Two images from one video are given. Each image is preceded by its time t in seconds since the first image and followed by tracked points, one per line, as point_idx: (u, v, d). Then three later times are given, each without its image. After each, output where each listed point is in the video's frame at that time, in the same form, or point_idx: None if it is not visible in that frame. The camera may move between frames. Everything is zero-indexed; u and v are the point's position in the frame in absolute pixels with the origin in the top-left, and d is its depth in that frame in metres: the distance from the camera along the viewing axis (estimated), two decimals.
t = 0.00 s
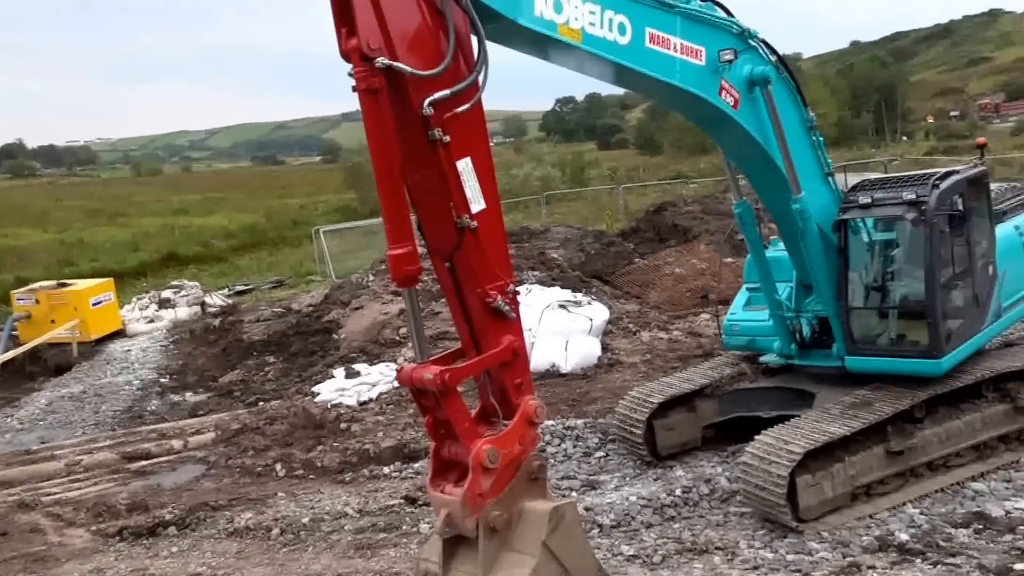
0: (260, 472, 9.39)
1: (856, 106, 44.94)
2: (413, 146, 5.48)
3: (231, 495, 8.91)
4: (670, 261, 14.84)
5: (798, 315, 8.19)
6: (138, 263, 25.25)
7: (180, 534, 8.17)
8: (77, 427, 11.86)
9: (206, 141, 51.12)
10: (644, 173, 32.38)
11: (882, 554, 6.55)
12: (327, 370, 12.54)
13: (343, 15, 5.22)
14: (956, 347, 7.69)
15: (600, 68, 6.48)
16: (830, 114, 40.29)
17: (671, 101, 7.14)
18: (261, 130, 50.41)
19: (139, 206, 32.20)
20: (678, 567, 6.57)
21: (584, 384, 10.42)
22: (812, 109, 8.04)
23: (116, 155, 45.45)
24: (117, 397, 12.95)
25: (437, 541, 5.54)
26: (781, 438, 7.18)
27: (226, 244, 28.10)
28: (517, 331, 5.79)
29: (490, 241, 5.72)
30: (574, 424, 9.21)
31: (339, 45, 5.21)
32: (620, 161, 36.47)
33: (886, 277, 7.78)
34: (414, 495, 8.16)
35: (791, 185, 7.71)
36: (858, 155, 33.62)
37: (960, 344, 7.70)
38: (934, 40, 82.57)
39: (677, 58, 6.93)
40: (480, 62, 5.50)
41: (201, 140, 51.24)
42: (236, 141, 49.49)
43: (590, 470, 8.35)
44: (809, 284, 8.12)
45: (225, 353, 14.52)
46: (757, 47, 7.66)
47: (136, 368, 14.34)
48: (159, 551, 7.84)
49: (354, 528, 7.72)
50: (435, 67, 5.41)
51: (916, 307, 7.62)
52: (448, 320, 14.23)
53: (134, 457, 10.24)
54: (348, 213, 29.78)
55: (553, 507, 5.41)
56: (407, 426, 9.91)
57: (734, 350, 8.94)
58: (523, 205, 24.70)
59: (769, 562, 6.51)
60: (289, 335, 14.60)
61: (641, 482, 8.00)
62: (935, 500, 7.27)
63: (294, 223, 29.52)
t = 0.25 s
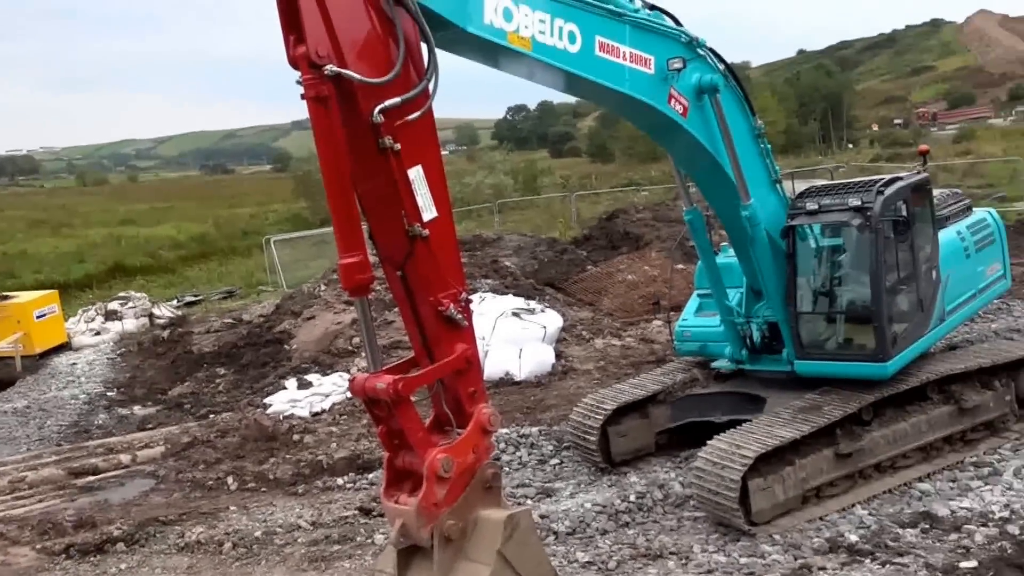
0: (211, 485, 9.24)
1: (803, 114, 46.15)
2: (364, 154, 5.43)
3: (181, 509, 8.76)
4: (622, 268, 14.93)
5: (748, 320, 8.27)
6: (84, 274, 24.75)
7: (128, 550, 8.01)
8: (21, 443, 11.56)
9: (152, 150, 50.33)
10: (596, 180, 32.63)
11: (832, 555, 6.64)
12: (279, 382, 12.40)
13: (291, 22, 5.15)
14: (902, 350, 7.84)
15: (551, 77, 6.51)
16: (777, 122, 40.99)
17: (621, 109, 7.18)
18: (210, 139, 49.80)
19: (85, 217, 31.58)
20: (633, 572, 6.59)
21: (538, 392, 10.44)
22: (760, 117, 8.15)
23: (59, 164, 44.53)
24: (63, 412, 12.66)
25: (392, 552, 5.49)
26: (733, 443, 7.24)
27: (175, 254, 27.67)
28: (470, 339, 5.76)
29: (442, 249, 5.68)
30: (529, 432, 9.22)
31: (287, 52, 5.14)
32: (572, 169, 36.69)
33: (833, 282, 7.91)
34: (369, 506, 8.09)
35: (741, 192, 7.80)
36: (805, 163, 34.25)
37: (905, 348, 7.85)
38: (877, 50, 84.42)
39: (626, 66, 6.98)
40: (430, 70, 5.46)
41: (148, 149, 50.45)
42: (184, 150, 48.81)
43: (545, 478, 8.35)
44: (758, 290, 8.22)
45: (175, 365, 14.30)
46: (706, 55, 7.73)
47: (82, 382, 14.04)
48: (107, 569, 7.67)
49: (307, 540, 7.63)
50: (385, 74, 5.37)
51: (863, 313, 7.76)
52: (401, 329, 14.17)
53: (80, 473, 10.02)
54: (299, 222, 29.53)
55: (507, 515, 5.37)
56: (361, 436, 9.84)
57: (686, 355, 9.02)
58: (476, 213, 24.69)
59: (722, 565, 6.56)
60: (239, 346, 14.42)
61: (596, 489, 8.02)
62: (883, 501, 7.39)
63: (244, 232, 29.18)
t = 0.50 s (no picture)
0: (162, 500, 9.10)
1: (753, 122, 47.02)
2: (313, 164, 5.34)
3: (131, 524, 8.61)
4: (576, 276, 15.00)
5: (700, 327, 8.36)
6: (30, 287, 24.27)
7: (77, 567, 7.84)
8: None
9: (99, 160, 49.52)
10: (550, 189, 32.79)
11: (784, 559, 6.70)
12: (231, 394, 12.26)
13: (238, 30, 5.05)
14: (850, 355, 7.95)
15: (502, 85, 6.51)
16: (729, 130, 41.52)
17: (573, 118, 7.21)
18: (159, 148, 49.14)
19: (31, 228, 30.97)
20: None
21: (493, 400, 10.46)
22: (710, 125, 8.23)
23: (3, 175, 43.59)
24: (8, 427, 12.39)
25: (346, 563, 5.42)
26: (685, 449, 7.29)
27: (123, 265, 27.24)
28: (423, 349, 5.70)
29: (394, 259, 5.61)
30: (483, 441, 9.23)
31: (235, 61, 5.04)
32: (526, 177, 36.82)
33: (783, 288, 8.00)
34: (323, 518, 8.01)
35: (691, 200, 7.88)
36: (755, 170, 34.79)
37: (854, 353, 7.96)
38: (825, 59, 85.95)
39: (577, 75, 7.01)
40: (380, 78, 5.39)
41: (95, 158, 49.62)
42: (132, 160, 48.09)
43: (500, 487, 8.35)
44: (710, 297, 8.30)
45: (124, 377, 14.07)
46: (655, 64, 7.78)
47: (29, 396, 13.75)
48: None
49: (260, 553, 7.53)
50: (335, 83, 5.29)
51: (812, 319, 7.87)
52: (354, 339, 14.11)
53: (26, 490, 9.81)
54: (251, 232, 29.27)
55: (462, 525, 5.33)
56: (314, 447, 9.77)
57: (639, 363, 9.09)
58: (428, 222, 24.52)
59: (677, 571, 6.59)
60: (191, 358, 14.23)
61: (551, 497, 8.03)
62: (833, 505, 7.47)
63: (194, 242, 28.83)
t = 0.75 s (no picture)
0: (113, 514, 8.96)
1: (705, 131, 47.74)
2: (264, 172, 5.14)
3: (80, 540, 8.46)
4: (530, 285, 15.08)
5: (653, 335, 8.44)
6: None
7: None
8: None
9: (47, 169, 48.72)
10: (505, 198, 32.91)
11: (737, 564, 6.73)
12: (183, 406, 12.12)
13: (187, 37, 4.88)
14: (801, 362, 8.07)
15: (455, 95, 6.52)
16: (680, 140, 42.11)
17: (526, 128, 7.22)
18: (109, 157, 48.50)
19: None
20: None
21: (447, 411, 10.46)
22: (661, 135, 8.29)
23: None
24: None
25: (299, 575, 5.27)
26: (639, 456, 7.32)
27: (71, 276, 26.82)
28: (377, 359, 5.51)
29: (348, 269, 5.42)
30: (438, 451, 9.24)
31: (183, 69, 4.86)
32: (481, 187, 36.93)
33: (736, 296, 8.09)
34: (276, 530, 7.92)
35: (643, 209, 7.94)
36: (708, 179, 35.26)
37: (804, 359, 8.07)
38: (775, 69, 87.42)
39: (529, 84, 7.03)
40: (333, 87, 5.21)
41: (42, 168, 48.82)
42: (81, 169, 47.37)
43: (455, 497, 8.34)
44: (663, 305, 8.38)
45: (74, 391, 13.84)
46: (607, 74, 7.80)
47: None
48: None
49: (213, 567, 7.42)
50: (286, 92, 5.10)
51: (763, 326, 7.96)
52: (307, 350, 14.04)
53: None
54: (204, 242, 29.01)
55: (416, 535, 5.25)
56: (267, 459, 9.69)
57: (593, 371, 9.15)
58: (383, 232, 24.47)
59: None
60: (142, 371, 14.04)
61: (506, 506, 8.03)
62: (785, 510, 7.53)
63: (146, 253, 28.47)
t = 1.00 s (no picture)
0: (62, 531, 8.81)
1: (659, 141, 48.32)
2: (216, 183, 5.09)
3: (29, 557, 8.30)
4: (487, 295, 15.12)
5: (608, 344, 8.51)
6: None
7: None
8: None
9: None
10: (461, 207, 32.95)
11: (691, 571, 6.78)
12: (135, 419, 11.95)
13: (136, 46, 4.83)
14: (753, 369, 8.18)
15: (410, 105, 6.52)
16: (635, 150, 42.56)
17: (481, 138, 7.23)
18: (58, 167, 47.66)
19: None
20: None
21: (404, 421, 10.46)
22: (615, 145, 8.34)
23: None
24: None
25: None
26: (595, 465, 7.34)
27: (19, 288, 26.29)
28: (332, 371, 5.46)
29: (301, 280, 5.37)
30: (395, 462, 9.23)
31: (133, 78, 4.81)
32: (438, 196, 36.95)
33: (690, 304, 8.17)
34: (230, 545, 7.83)
35: (598, 219, 8.00)
36: (663, 189, 35.66)
37: (756, 367, 8.19)
38: (727, 79, 88.72)
39: (484, 94, 7.03)
40: (284, 97, 5.15)
41: None
42: (29, 179, 46.48)
43: (411, 508, 8.33)
44: (617, 314, 8.45)
45: (22, 405, 13.57)
46: (562, 84, 7.83)
47: None
48: None
49: None
50: (238, 101, 5.04)
51: (715, 334, 8.06)
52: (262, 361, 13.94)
53: None
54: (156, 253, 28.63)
55: (372, 547, 5.19)
56: (221, 472, 9.60)
57: (549, 380, 9.20)
58: (340, 242, 24.41)
59: None
60: (92, 384, 13.81)
61: (462, 516, 8.04)
62: (739, 516, 7.62)
63: (96, 264, 28.03)
